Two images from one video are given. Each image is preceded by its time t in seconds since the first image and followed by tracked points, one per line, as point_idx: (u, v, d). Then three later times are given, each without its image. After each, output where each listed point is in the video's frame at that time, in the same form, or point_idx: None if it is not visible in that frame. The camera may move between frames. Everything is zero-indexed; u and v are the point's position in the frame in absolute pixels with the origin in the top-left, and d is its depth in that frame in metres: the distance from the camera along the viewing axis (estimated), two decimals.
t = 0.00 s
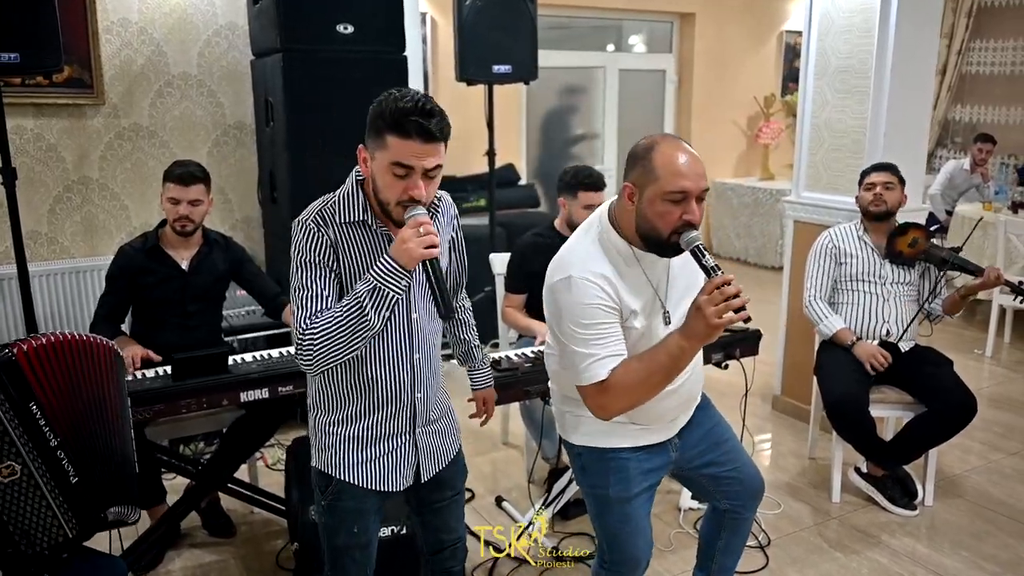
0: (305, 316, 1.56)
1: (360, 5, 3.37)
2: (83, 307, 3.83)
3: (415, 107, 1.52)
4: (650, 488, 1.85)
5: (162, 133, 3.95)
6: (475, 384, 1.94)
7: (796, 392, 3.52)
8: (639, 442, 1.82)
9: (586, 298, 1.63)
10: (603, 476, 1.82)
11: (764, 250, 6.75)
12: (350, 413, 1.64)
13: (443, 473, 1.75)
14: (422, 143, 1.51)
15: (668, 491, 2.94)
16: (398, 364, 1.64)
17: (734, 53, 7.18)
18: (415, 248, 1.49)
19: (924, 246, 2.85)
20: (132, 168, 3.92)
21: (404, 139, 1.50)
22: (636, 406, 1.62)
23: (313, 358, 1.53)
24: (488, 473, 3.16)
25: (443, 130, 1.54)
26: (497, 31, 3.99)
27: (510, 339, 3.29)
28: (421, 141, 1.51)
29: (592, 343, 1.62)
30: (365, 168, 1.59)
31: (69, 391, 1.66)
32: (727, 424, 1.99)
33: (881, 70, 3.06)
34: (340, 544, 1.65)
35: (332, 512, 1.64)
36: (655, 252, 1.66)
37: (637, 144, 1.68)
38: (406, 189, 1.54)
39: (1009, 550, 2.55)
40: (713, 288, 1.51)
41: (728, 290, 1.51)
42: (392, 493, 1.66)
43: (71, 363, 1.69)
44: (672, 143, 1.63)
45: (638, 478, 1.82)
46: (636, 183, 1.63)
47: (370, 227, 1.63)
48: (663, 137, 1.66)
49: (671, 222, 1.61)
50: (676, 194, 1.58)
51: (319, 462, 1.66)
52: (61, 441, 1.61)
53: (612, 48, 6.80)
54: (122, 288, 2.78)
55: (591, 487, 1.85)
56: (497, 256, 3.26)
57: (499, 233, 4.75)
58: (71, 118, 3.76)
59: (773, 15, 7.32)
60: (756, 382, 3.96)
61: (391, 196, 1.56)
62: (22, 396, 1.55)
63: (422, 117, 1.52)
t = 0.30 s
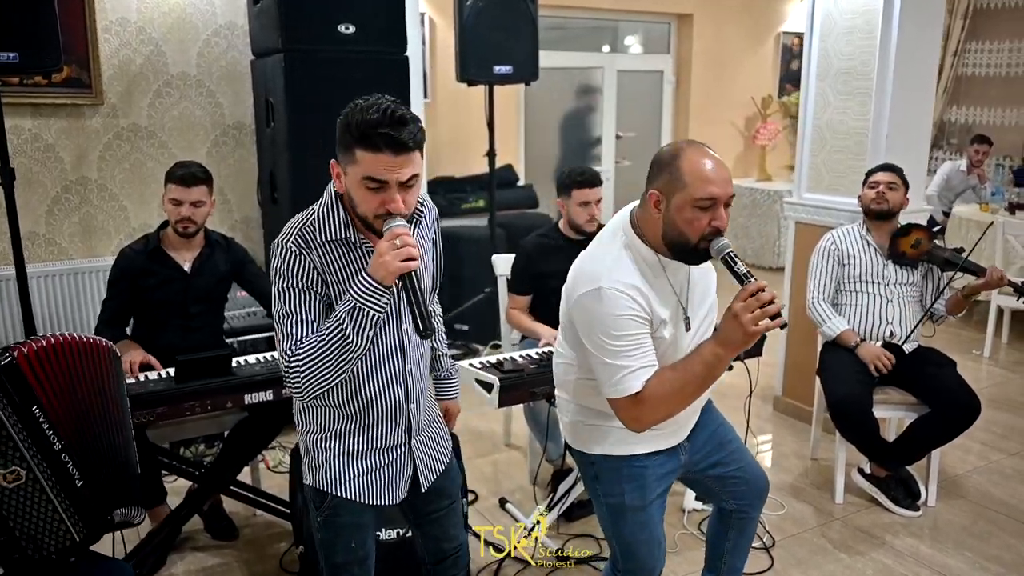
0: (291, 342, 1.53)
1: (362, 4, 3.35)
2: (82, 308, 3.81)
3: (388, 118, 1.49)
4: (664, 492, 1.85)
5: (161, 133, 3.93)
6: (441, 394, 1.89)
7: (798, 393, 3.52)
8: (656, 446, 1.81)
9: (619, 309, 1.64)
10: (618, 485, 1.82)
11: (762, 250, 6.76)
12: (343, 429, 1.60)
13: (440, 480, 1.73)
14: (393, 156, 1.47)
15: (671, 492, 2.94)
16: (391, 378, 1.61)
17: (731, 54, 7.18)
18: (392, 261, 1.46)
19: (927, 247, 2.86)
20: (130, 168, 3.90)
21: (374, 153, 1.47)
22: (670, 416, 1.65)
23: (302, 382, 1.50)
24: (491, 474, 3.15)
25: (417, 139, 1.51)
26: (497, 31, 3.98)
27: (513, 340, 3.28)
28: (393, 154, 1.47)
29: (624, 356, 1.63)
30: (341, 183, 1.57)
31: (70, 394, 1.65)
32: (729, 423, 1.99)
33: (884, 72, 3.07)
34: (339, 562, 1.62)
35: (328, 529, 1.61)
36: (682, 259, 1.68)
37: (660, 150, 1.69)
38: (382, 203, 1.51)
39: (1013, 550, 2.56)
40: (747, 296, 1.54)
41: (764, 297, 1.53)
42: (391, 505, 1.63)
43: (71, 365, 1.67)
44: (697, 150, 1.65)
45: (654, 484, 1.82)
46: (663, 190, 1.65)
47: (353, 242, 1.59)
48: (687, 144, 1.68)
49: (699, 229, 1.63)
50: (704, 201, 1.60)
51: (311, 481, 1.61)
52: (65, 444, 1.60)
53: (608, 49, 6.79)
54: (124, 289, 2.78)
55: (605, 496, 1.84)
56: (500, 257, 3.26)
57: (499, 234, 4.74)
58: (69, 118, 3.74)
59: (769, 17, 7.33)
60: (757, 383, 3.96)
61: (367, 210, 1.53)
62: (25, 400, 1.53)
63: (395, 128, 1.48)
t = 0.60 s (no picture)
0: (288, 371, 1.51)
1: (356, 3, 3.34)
2: (72, 309, 3.77)
3: (384, 146, 1.48)
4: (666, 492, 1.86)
5: (152, 132, 3.90)
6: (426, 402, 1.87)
7: (791, 392, 3.54)
8: (660, 445, 1.82)
9: (631, 311, 1.64)
10: (620, 485, 1.82)
11: (751, 250, 6.79)
12: (340, 446, 1.58)
13: (440, 485, 1.73)
14: (388, 184, 1.47)
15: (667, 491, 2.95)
16: (389, 395, 1.60)
17: (720, 54, 7.20)
18: (385, 292, 1.44)
19: (922, 246, 2.87)
20: (120, 167, 3.87)
21: (369, 183, 1.46)
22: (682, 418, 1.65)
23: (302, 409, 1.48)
24: (486, 474, 3.15)
25: (412, 169, 1.51)
26: (490, 31, 3.97)
27: (508, 340, 3.28)
28: (388, 184, 1.47)
29: (637, 358, 1.63)
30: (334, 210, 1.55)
31: (49, 402, 1.65)
32: (725, 422, 2.00)
33: (877, 72, 3.09)
34: None
35: (329, 545, 1.58)
36: (691, 261, 1.69)
37: (670, 152, 1.70)
38: (377, 231, 1.50)
39: (1007, 547, 2.58)
40: (760, 297, 1.56)
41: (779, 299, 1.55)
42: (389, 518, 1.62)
43: (49, 370, 1.66)
44: (708, 151, 1.66)
45: (656, 482, 1.82)
46: (674, 192, 1.65)
47: (348, 268, 1.56)
48: (696, 146, 1.68)
49: (709, 231, 1.64)
50: (717, 203, 1.61)
51: (308, 496, 1.58)
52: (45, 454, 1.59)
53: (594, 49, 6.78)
54: (117, 289, 2.75)
55: (607, 497, 1.84)
56: (495, 257, 3.25)
57: (491, 234, 4.74)
58: (59, 116, 3.70)
59: (758, 17, 7.36)
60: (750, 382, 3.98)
61: (361, 238, 1.51)
62: None
63: (391, 156, 1.48)
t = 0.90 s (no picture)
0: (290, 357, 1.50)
1: None
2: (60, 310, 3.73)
3: (365, 118, 1.44)
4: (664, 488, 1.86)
5: (140, 131, 3.86)
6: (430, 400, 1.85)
7: (784, 389, 3.56)
8: (658, 442, 1.82)
9: (633, 307, 1.64)
10: (619, 482, 1.82)
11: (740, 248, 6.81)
12: (345, 439, 1.58)
13: (441, 485, 1.72)
14: (373, 158, 1.44)
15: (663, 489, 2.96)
16: (395, 388, 1.59)
17: (707, 53, 7.22)
18: (415, 326, 1.46)
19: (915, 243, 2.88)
20: (109, 167, 3.83)
21: (352, 157, 1.44)
22: (681, 414, 1.65)
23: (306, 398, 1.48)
24: (481, 474, 3.14)
25: (395, 138, 1.47)
26: (482, 29, 3.96)
27: (502, 339, 3.28)
28: (371, 156, 1.43)
29: (637, 354, 1.63)
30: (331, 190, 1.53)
31: (37, 402, 1.55)
32: (724, 419, 2.00)
33: (869, 70, 3.11)
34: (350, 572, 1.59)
35: (335, 539, 1.58)
36: (693, 258, 1.69)
37: (672, 149, 1.70)
38: (370, 209, 1.47)
39: (1001, 542, 2.60)
40: (763, 296, 1.56)
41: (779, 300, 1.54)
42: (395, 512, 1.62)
43: (21, 369, 1.53)
44: (709, 147, 1.66)
45: (654, 478, 1.82)
46: (674, 188, 1.65)
47: (352, 249, 1.54)
48: (699, 142, 1.68)
49: (709, 227, 1.63)
50: (716, 199, 1.61)
51: (313, 490, 1.58)
52: (26, 461, 1.52)
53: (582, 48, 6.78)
54: (109, 289, 2.73)
55: (606, 493, 1.84)
56: (489, 255, 3.24)
57: (483, 233, 4.73)
58: (46, 115, 3.67)
59: (746, 16, 7.38)
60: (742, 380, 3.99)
61: (359, 216, 1.49)
62: None
63: (375, 128, 1.44)
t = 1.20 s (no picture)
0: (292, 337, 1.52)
1: None
2: (53, 311, 3.71)
3: (339, 115, 1.43)
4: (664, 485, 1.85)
5: (132, 131, 3.84)
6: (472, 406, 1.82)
7: (780, 386, 3.56)
8: (655, 440, 1.81)
9: (625, 312, 1.64)
10: (617, 480, 1.82)
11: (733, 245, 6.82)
12: (344, 429, 1.58)
13: (444, 489, 1.69)
14: (351, 153, 1.43)
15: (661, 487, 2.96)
16: (394, 382, 1.57)
17: (699, 51, 7.22)
18: (405, 276, 1.41)
19: (910, 242, 2.88)
20: (100, 167, 3.80)
21: (335, 157, 1.44)
22: (667, 419, 1.65)
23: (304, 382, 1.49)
24: (478, 473, 3.13)
25: (372, 129, 1.45)
26: (474, 28, 3.95)
27: (498, 338, 3.27)
28: (350, 151, 1.43)
29: (627, 359, 1.63)
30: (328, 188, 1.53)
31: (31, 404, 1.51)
32: (726, 417, 1.99)
33: (862, 68, 3.12)
34: (342, 563, 1.58)
35: (330, 529, 1.58)
36: (687, 264, 1.69)
37: (671, 153, 1.69)
38: (364, 203, 1.47)
39: (997, 537, 2.61)
40: (751, 306, 1.54)
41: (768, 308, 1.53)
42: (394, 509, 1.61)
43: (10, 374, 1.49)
44: (706, 152, 1.65)
45: (653, 476, 1.81)
46: (670, 194, 1.65)
47: (351, 238, 1.53)
48: (697, 148, 1.67)
49: (704, 234, 1.62)
50: (710, 207, 1.60)
51: (314, 480, 1.60)
52: (21, 463, 1.50)
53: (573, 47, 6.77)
54: (104, 291, 2.72)
55: (605, 490, 1.84)
56: (484, 254, 3.24)
57: (477, 232, 4.73)
58: (37, 116, 3.64)
59: (737, 14, 7.39)
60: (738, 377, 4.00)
61: (360, 213, 1.48)
62: None
63: (350, 122, 1.43)
